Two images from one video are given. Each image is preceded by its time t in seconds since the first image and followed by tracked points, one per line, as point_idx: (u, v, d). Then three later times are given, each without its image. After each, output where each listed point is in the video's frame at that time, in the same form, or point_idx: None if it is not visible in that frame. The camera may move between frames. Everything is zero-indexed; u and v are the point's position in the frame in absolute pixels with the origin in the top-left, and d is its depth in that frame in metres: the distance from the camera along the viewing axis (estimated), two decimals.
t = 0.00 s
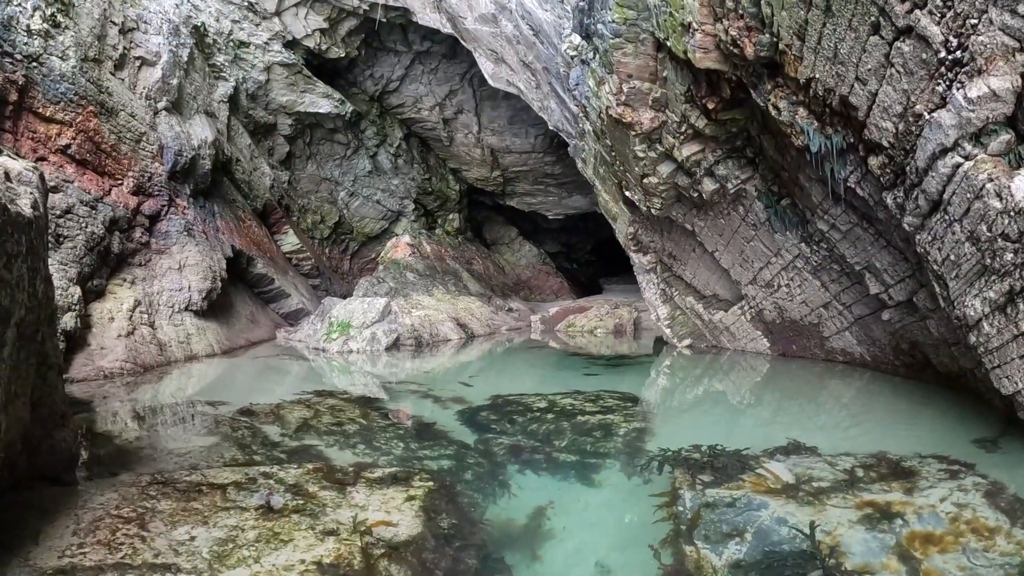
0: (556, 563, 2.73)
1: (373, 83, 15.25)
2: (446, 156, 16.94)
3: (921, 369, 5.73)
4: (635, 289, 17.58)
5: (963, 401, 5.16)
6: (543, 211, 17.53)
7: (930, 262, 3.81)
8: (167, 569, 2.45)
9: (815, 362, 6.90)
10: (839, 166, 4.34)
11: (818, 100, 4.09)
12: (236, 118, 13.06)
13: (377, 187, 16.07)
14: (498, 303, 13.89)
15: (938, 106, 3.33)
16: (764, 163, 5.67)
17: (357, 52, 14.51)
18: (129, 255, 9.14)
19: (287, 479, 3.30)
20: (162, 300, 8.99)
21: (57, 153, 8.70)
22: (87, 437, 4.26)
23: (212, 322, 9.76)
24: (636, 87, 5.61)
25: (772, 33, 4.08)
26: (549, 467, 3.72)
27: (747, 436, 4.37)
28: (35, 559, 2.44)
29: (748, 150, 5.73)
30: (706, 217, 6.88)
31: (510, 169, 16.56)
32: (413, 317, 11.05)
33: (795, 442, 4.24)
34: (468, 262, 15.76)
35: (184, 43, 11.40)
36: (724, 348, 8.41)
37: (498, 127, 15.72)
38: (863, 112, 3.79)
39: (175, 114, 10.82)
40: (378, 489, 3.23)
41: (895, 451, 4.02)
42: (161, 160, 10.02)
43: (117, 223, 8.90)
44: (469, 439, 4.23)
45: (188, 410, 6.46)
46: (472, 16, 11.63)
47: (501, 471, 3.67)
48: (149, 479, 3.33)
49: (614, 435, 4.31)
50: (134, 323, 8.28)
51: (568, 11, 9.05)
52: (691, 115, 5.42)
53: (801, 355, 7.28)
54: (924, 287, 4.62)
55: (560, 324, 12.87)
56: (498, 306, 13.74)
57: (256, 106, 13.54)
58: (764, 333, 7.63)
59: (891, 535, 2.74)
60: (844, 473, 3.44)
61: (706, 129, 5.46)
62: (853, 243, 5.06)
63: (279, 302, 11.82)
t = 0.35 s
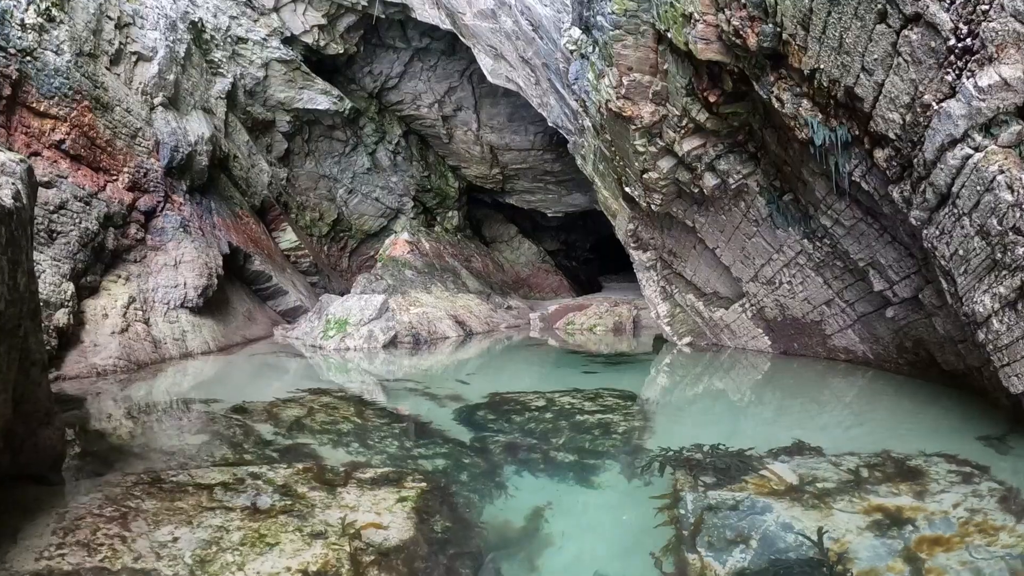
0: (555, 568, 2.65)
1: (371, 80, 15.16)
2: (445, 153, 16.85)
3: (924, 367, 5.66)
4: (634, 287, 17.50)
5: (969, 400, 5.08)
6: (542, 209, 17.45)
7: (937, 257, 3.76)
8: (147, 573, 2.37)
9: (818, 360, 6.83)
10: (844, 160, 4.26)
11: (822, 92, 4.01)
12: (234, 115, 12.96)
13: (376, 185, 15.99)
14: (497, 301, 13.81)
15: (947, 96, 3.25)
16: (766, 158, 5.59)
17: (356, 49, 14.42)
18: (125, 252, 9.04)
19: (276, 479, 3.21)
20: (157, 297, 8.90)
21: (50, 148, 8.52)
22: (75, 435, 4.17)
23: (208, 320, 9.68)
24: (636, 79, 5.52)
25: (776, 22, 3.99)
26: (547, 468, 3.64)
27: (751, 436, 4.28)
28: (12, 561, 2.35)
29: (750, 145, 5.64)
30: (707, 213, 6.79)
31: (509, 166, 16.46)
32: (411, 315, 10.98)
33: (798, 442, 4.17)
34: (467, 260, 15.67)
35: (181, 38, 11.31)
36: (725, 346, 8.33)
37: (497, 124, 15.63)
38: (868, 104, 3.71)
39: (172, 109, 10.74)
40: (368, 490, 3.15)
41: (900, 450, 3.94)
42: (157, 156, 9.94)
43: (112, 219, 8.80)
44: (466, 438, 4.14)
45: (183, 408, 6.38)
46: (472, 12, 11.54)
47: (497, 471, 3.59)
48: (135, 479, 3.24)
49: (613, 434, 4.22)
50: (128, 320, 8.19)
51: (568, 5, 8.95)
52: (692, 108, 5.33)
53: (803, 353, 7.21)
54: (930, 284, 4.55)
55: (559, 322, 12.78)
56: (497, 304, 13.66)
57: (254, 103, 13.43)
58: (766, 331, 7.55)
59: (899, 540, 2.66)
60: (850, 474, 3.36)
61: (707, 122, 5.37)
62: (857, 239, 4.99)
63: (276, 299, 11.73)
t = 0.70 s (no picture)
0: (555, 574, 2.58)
1: (372, 80, 15.11)
2: (446, 153, 16.79)
3: (929, 368, 5.60)
4: (635, 287, 17.45)
5: (975, 402, 5.01)
6: (543, 208, 17.40)
7: (945, 256, 3.70)
8: None
9: (821, 361, 6.77)
10: (850, 158, 4.20)
11: (828, 88, 3.95)
12: (234, 114, 12.91)
13: (376, 185, 15.94)
14: (498, 301, 13.76)
15: (957, 92, 3.18)
16: (770, 156, 5.52)
17: (356, 48, 14.35)
18: (123, 252, 8.99)
19: (270, 484, 3.15)
20: (156, 297, 8.84)
21: (48, 148, 8.47)
22: (71, 437, 4.11)
23: (207, 320, 9.62)
24: (638, 77, 5.46)
25: (781, 17, 3.92)
26: (548, 472, 3.58)
27: (756, 438, 4.22)
28: None
29: (753, 143, 5.58)
30: (709, 212, 6.72)
31: (510, 166, 16.40)
32: (411, 315, 10.93)
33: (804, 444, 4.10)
34: (468, 260, 15.61)
35: (180, 38, 11.26)
36: (727, 346, 8.27)
37: (498, 124, 15.57)
38: (875, 100, 3.66)
39: (171, 109, 10.69)
40: (365, 496, 3.09)
41: (907, 454, 3.88)
42: (156, 156, 9.88)
43: (110, 219, 8.75)
44: (466, 442, 4.07)
45: (182, 408, 6.33)
46: (472, 11, 11.47)
47: (497, 476, 3.53)
48: (128, 483, 3.18)
49: (615, 437, 4.16)
50: (126, 321, 8.13)
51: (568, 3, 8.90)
52: (694, 106, 5.26)
53: (806, 353, 7.14)
54: (937, 283, 4.49)
55: (561, 321, 12.72)
56: (498, 304, 13.60)
57: (255, 102, 13.37)
58: (769, 331, 7.49)
59: (912, 550, 2.58)
60: (858, 479, 3.30)
61: (710, 121, 5.31)
62: (863, 238, 4.92)
63: (277, 299, 11.69)
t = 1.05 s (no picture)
0: None
1: (372, 80, 15.01)
2: (447, 153, 16.68)
3: (940, 367, 5.46)
4: (638, 288, 17.31)
5: (988, 402, 4.87)
6: (545, 209, 17.27)
7: (960, 249, 3.57)
8: None
9: (828, 360, 6.63)
10: (861, 150, 4.08)
11: (838, 77, 3.83)
12: (233, 114, 12.81)
13: (377, 185, 15.83)
14: (499, 302, 13.62)
15: (974, 77, 3.05)
16: (777, 151, 5.39)
17: (356, 48, 14.22)
18: (119, 252, 8.87)
19: (258, 490, 3.02)
20: (152, 297, 8.73)
21: (43, 146, 8.35)
22: (57, 439, 3.99)
23: (204, 320, 9.51)
24: (641, 70, 5.34)
25: (789, 4, 3.79)
26: (550, 476, 3.45)
27: (764, 440, 4.09)
28: None
29: (759, 137, 5.45)
30: (714, 210, 6.59)
31: (512, 167, 16.28)
32: (412, 315, 10.80)
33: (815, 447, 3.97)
34: (469, 260, 15.48)
35: (178, 37, 11.18)
36: (732, 346, 8.14)
37: (499, 124, 15.45)
38: (888, 89, 3.53)
39: (169, 108, 10.60)
40: (357, 502, 2.96)
41: (921, 455, 3.75)
42: (154, 155, 9.78)
43: (105, 218, 8.65)
44: (465, 445, 3.94)
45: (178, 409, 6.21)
46: (473, 9, 11.36)
47: (498, 480, 3.39)
48: (112, 487, 3.06)
49: (619, 440, 4.03)
50: (121, 320, 8.01)
51: None
52: (699, 99, 5.14)
53: (812, 353, 7.01)
54: (951, 279, 4.36)
55: (563, 323, 12.58)
56: (499, 305, 13.47)
57: (254, 102, 13.27)
58: (774, 331, 7.35)
59: (926, 552, 2.48)
60: (873, 481, 3.17)
61: (715, 115, 5.18)
62: (873, 233, 4.80)
63: (276, 300, 11.57)
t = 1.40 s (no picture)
0: None
1: (372, 80, 14.76)
2: (448, 154, 16.46)
3: (957, 370, 5.23)
4: (641, 289, 17.11)
5: (1009, 407, 4.64)
6: (547, 210, 17.03)
7: (988, 246, 3.35)
8: None
9: (839, 363, 6.41)
10: (880, 141, 3.88)
11: (856, 62, 3.63)
12: (230, 114, 12.61)
13: (377, 186, 15.63)
14: (501, 303, 13.41)
15: (1007, 59, 2.84)
16: (788, 145, 5.17)
17: (356, 47, 13.98)
18: (109, 252, 8.67)
19: (233, 507, 2.85)
20: (143, 298, 8.52)
21: (31, 144, 8.11)
22: (30, 450, 3.78)
23: (198, 322, 9.32)
24: (645, 60, 5.11)
25: None
26: (551, 493, 3.22)
27: (777, 451, 3.85)
28: None
29: (768, 131, 5.23)
30: (721, 208, 6.36)
31: (513, 167, 16.07)
32: (411, 317, 10.58)
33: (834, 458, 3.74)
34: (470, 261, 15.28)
35: (174, 35, 10.95)
36: (738, 348, 7.92)
37: (500, 124, 15.23)
38: (911, 74, 3.33)
39: (163, 106, 10.40)
40: (339, 524, 2.78)
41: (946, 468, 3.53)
42: (147, 153, 9.59)
43: (96, 218, 8.45)
44: (461, 457, 3.71)
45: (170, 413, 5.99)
46: (473, 6, 11.14)
47: (495, 497, 3.17)
48: (80, 500, 2.88)
49: (624, 451, 3.80)
50: (110, 322, 7.82)
51: None
52: (706, 91, 4.92)
53: (822, 356, 6.78)
54: (974, 278, 4.15)
55: (564, 324, 12.37)
56: (500, 306, 13.26)
57: (252, 102, 13.06)
58: (782, 333, 7.13)
59: None
60: (903, 502, 2.94)
61: (723, 107, 4.97)
62: (890, 230, 4.58)
63: (273, 301, 11.37)
